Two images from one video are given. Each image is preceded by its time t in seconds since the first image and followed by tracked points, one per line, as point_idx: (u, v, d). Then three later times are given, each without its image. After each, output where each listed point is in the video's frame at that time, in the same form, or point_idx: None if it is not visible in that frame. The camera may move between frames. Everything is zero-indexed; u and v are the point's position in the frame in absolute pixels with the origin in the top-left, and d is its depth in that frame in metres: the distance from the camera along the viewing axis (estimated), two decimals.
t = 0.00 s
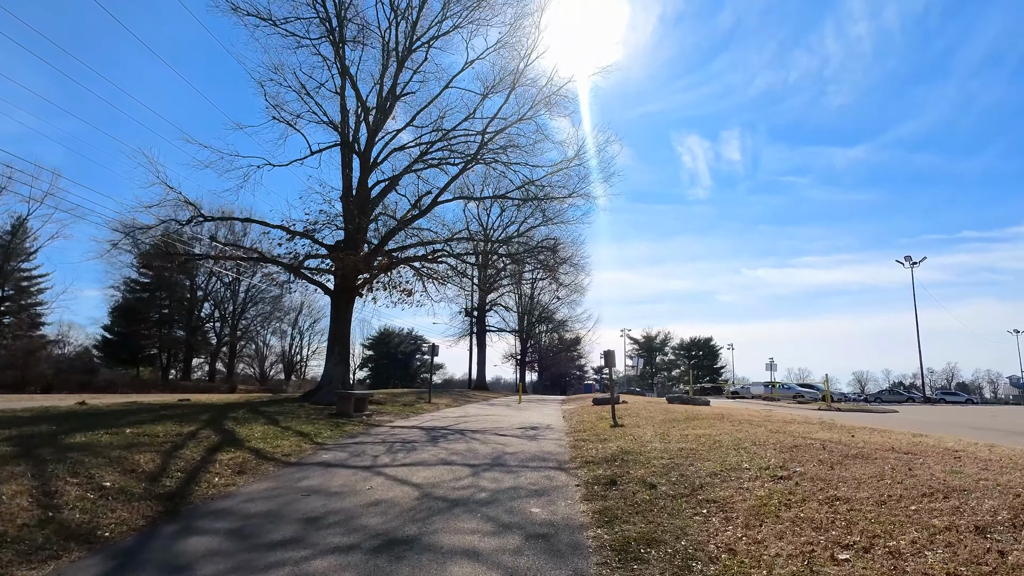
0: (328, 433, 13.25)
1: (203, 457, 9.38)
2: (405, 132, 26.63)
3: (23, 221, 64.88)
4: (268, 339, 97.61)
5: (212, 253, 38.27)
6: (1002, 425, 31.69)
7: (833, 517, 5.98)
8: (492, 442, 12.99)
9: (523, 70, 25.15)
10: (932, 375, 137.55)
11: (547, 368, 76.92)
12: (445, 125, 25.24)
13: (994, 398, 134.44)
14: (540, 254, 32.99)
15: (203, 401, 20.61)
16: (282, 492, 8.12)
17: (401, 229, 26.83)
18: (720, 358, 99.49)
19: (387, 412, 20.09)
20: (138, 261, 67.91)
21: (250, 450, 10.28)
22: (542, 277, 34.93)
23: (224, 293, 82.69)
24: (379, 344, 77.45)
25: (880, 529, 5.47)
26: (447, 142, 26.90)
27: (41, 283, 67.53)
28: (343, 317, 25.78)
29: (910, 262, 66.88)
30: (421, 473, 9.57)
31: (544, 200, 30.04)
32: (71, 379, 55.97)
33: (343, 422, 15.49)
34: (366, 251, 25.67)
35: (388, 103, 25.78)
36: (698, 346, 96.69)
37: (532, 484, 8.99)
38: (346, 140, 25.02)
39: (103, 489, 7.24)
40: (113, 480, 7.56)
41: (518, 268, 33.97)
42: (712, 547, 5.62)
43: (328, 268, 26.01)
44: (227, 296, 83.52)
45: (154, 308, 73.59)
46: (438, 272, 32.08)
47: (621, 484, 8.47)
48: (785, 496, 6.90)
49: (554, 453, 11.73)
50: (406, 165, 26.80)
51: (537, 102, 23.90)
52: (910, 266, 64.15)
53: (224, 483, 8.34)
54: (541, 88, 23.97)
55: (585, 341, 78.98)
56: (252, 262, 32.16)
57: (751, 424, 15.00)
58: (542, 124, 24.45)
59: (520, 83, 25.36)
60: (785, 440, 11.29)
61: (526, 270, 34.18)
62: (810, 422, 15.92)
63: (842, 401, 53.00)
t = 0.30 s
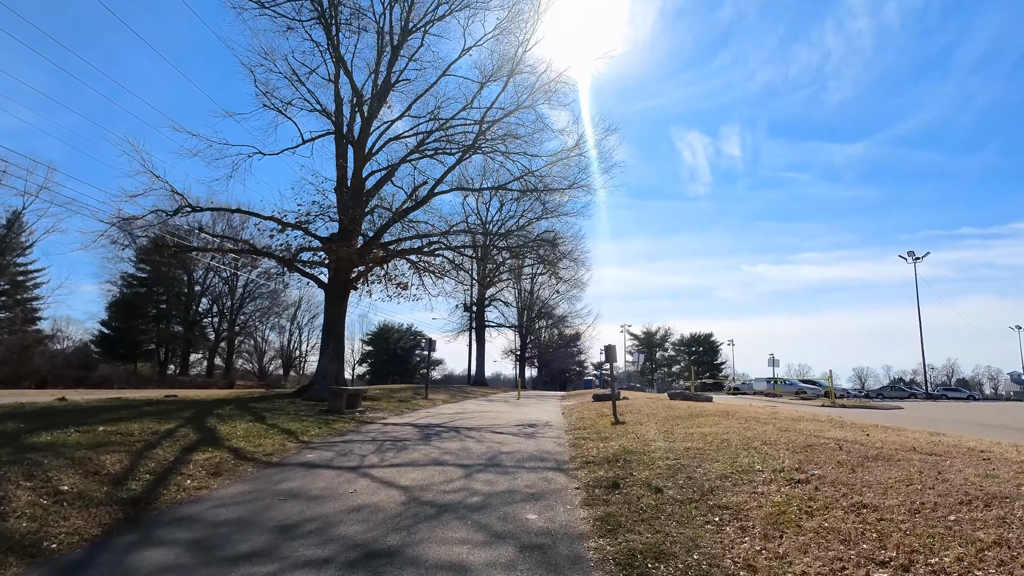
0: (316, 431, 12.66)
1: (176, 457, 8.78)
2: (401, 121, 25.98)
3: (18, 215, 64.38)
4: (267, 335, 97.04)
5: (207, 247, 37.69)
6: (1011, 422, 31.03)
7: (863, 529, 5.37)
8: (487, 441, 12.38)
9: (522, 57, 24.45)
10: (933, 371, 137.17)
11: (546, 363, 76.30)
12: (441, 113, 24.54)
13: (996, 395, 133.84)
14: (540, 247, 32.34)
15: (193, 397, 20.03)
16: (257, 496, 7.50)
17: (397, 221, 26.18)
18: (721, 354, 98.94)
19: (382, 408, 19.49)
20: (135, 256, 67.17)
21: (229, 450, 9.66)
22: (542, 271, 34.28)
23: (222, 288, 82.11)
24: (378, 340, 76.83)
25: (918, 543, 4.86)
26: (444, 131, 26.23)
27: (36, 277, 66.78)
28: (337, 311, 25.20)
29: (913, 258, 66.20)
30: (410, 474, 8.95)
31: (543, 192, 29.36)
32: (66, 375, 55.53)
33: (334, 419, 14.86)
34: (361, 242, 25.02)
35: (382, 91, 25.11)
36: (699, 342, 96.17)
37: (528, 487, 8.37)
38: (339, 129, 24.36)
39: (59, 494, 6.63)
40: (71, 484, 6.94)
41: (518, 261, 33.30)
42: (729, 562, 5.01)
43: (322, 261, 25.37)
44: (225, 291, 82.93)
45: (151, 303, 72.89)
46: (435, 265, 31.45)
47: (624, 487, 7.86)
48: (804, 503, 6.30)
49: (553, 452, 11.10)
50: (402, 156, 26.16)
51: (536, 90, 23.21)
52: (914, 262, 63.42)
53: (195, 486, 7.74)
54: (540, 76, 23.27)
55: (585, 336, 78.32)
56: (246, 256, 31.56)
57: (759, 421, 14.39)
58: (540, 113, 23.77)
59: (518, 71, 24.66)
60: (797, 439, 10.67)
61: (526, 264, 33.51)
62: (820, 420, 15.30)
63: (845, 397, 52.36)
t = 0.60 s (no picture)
0: (304, 433, 12.04)
1: (147, 464, 8.15)
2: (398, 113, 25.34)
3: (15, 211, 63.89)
4: (266, 332, 96.49)
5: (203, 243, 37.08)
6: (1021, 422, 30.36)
7: (903, 554, 4.76)
8: (484, 444, 11.78)
9: (521, 46, 23.79)
10: (933, 369, 136.71)
11: (547, 361, 75.65)
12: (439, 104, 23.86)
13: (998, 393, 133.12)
14: (540, 243, 31.69)
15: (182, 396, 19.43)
16: (230, 509, 6.88)
17: (393, 216, 25.53)
18: (721, 352, 98.42)
19: (376, 408, 18.86)
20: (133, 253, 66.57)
21: (206, 455, 9.04)
22: (542, 268, 33.62)
23: (221, 285, 81.51)
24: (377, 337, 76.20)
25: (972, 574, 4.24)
26: (441, 123, 25.59)
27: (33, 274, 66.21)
28: (331, 307, 24.56)
29: (916, 256, 65.67)
30: (399, 483, 8.32)
31: (543, 186, 28.67)
32: (61, 372, 55.05)
33: (325, 420, 14.28)
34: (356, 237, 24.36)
35: (378, 82, 24.47)
36: (699, 340, 95.63)
37: (525, 497, 7.76)
38: (334, 121, 23.74)
39: (6, 508, 5.99)
40: (23, 496, 6.31)
41: (518, 258, 32.62)
42: None
43: (317, 256, 24.72)
44: (224, 288, 82.31)
45: (148, 300, 72.32)
46: (434, 261, 30.82)
47: (630, 499, 7.24)
48: (831, 521, 5.68)
49: (552, 457, 10.48)
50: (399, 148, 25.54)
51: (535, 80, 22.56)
52: (917, 260, 62.87)
53: (163, 497, 7.10)
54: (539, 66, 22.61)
55: (585, 334, 77.67)
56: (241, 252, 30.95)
57: (769, 424, 13.78)
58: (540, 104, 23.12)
59: (517, 61, 24.00)
60: (812, 443, 10.04)
61: (527, 260, 32.83)
62: (831, 422, 14.65)
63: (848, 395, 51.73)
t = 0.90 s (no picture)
0: (290, 437, 11.42)
1: (114, 472, 7.53)
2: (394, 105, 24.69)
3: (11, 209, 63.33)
4: (265, 331, 95.95)
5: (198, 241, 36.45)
6: None
7: None
8: (480, 449, 11.14)
9: (521, 36, 23.13)
10: (935, 368, 136.22)
11: (547, 360, 75.10)
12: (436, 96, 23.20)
13: (999, 392, 132.55)
14: (541, 241, 31.09)
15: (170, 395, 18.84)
16: (197, 525, 6.26)
17: (389, 211, 24.86)
18: (721, 351, 97.89)
19: (370, 409, 18.27)
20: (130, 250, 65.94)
21: (181, 463, 8.41)
22: (543, 266, 33.00)
23: (219, 283, 80.93)
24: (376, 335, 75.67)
25: None
26: (439, 116, 24.96)
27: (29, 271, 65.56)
28: (327, 305, 23.96)
29: (919, 254, 65.12)
30: (387, 494, 7.70)
31: (544, 181, 28.04)
32: (57, 371, 54.59)
33: (315, 423, 13.64)
34: (352, 232, 23.71)
35: (374, 73, 23.83)
36: (700, 338, 95.12)
37: (524, 511, 7.12)
38: (328, 112, 23.10)
39: None
40: None
41: (518, 255, 31.98)
42: None
43: (311, 253, 24.06)
44: (222, 286, 81.72)
45: (146, 298, 71.68)
46: (432, 258, 30.19)
47: (638, 514, 6.64)
48: (867, 544, 5.05)
49: (552, 463, 9.86)
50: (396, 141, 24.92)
51: (535, 70, 21.89)
52: (921, 258, 62.39)
53: (125, 512, 6.46)
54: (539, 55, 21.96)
55: (585, 333, 77.10)
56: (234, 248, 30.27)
57: (779, 427, 13.17)
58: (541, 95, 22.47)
59: (517, 51, 23.35)
60: (830, 450, 9.41)
61: (527, 258, 32.23)
62: (843, 424, 14.06)
63: (851, 395, 51.13)
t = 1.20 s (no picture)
0: (272, 441, 10.79)
1: (70, 481, 6.90)
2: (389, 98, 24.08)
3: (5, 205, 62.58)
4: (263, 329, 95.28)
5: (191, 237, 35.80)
6: None
7: None
8: (472, 453, 10.51)
9: (520, 26, 22.52)
10: (935, 369, 135.68)
11: (545, 359, 74.45)
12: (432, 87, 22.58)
13: (999, 394, 132.06)
14: (540, 238, 30.48)
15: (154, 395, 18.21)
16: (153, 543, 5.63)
17: (383, 205, 24.20)
18: (720, 351, 97.32)
19: (362, 410, 17.64)
20: (126, 247, 65.23)
21: (148, 470, 7.77)
22: (542, 265, 32.39)
23: (216, 281, 80.21)
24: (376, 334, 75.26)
25: None
26: (436, 109, 24.32)
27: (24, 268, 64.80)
28: (319, 303, 23.34)
29: (920, 254, 64.56)
30: (369, 505, 7.08)
31: (543, 177, 27.42)
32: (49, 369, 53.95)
33: (301, 427, 12.98)
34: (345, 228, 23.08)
35: (367, 64, 23.18)
36: (699, 338, 94.48)
37: (517, 526, 6.49)
38: (320, 104, 22.46)
39: None
40: None
41: (517, 253, 31.38)
42: None
43: (303, 249, 23.42)
44: (219, 284, 81.01)
45: (143, 296, 70.96)
46: (429, 256, 29.59)
47: (642, 530, 6.03)
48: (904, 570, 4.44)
49: (549, 470, 9.23)
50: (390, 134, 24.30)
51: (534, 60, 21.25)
52: (922, 258, 61.88)
53: (74, 528, 5.81)
54: (538, 45, 21.36)
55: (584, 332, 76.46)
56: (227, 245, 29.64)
57: (787, 430, 12.53)
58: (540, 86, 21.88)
59: (515, 42, 22.73)
60: (847, 456, 8.78)
61: (526, 256, 31.62)
62: (854, 428, 13.44)
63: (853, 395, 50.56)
